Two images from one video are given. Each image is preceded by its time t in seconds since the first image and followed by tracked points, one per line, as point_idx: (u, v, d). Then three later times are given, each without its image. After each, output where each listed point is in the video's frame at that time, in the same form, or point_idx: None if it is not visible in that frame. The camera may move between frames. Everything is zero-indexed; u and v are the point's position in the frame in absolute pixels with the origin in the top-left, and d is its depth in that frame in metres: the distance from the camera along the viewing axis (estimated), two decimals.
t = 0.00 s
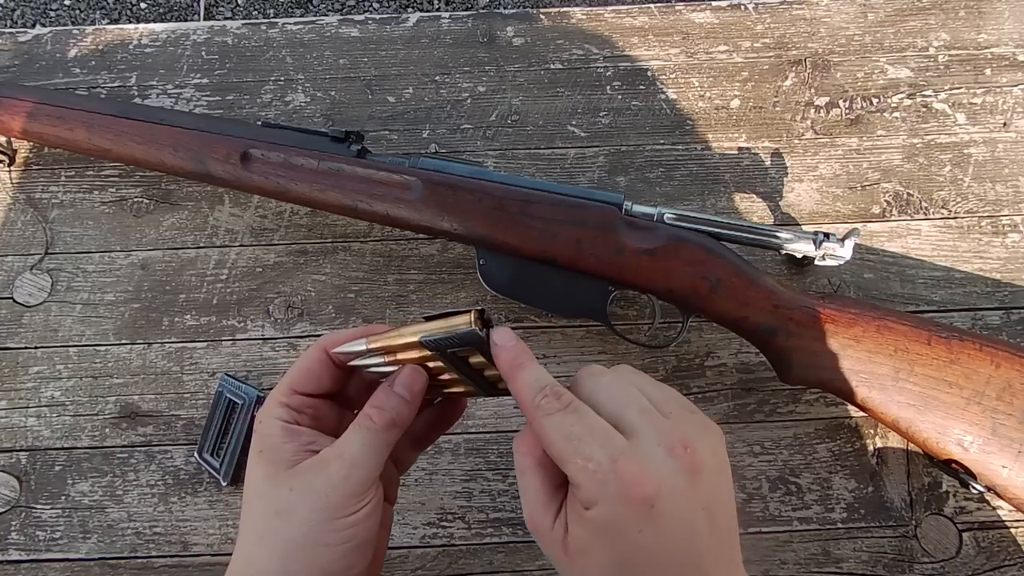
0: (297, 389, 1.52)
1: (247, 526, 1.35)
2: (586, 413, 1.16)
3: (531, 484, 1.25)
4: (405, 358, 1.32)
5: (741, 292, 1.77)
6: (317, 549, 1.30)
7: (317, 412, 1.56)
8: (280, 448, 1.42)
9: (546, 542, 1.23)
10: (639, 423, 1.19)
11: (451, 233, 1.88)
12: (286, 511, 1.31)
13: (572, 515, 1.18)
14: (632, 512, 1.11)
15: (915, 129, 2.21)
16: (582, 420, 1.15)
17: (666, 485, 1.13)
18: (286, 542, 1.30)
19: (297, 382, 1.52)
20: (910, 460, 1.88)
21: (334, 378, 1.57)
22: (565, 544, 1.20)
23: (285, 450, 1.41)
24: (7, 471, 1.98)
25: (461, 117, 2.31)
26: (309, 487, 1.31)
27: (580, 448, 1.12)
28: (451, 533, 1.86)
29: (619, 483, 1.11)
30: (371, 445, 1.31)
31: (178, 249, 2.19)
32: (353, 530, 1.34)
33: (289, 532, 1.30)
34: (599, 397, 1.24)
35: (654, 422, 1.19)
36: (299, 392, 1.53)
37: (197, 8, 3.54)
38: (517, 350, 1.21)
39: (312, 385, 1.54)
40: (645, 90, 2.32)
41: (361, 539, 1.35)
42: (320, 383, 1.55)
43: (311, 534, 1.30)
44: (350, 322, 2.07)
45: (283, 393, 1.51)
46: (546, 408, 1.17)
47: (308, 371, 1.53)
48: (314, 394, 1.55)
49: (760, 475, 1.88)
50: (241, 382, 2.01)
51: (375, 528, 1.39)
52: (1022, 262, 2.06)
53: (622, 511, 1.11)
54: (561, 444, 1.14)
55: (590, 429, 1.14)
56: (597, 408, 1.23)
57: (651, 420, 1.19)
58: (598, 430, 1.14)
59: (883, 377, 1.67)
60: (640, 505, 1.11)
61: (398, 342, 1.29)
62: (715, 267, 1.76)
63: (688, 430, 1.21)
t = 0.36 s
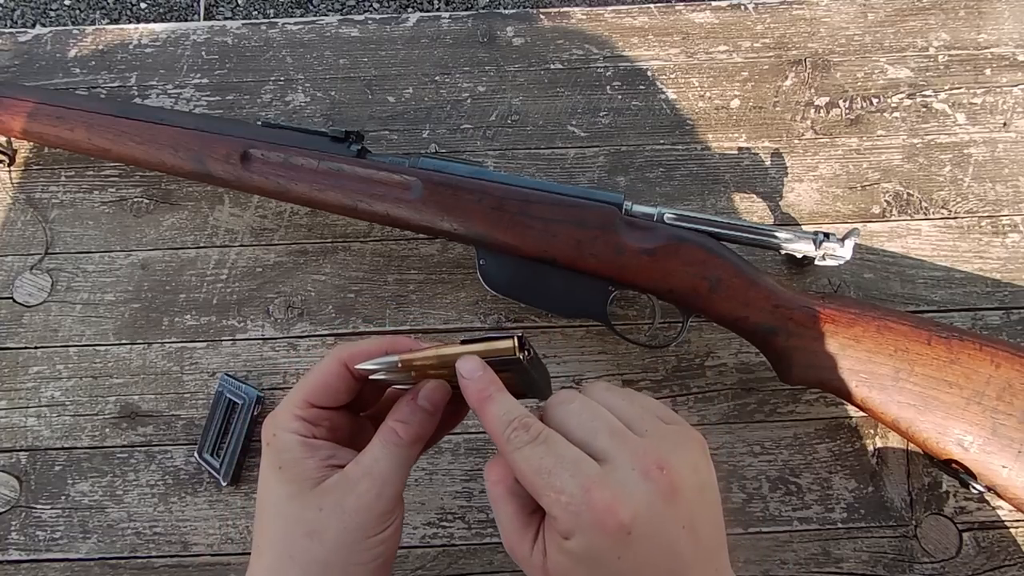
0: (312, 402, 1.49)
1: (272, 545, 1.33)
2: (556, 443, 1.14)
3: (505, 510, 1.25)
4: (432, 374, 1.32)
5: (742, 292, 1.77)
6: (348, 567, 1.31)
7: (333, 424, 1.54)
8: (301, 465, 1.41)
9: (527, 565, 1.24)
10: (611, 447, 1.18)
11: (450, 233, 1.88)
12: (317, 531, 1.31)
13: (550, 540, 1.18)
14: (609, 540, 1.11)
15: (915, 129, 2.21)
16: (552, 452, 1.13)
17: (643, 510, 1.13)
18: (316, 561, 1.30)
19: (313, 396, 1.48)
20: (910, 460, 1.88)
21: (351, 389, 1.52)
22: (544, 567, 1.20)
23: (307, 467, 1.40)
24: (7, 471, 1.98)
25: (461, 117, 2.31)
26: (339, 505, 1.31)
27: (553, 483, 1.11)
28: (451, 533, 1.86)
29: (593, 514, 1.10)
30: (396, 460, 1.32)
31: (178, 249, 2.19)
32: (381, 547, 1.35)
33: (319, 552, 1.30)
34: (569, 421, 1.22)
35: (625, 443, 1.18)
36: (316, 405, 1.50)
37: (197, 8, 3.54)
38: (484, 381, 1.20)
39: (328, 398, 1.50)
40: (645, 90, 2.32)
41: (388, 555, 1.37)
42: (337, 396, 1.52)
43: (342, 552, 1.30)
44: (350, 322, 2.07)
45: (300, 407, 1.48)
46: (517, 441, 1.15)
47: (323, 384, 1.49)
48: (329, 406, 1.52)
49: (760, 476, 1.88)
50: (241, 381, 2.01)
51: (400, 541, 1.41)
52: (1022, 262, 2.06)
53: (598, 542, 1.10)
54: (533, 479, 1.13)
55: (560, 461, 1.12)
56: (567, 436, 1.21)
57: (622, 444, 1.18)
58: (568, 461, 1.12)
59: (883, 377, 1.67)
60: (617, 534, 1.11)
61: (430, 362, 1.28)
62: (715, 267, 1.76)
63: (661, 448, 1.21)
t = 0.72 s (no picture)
0: (288, 395, 1.48)
1: (250, 538, 1.32)
2: (603, 414, 1.16)
3: (544, 485, 1.23)
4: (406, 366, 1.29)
5: (742, 292, 1.77)
6: (327, 557, 1.30)
7: (311, 417, 1.52)
8: (278, 458, 1.39)
9: (563, 540, 1.21)
10: (656, 423, 1.19)
11: (451, 233, 1.88)
12: (295, 521, 1.30)
13: (591, 513, 1.17)
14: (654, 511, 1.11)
15: (915, 129, 2.21)
16: (599, 422, 1.15)
17: (688, 483, 1.14)
18: (296, 552, 1.29)
19: (289, 389, 1.48)
20: (910, 460, 1.88)
21: (328, 381, 1.52)
22: (584, 540, 1.18)
23: (283, 459, 1.38)
24: (7, 471, 1.98)
25: (461, 117, 2.31)
26: (317, 495, 1.30)
27: (600, 452, 1.12)
28: (451, 533, 1.86)
29: (641, 482, 1.11)
30: (375, 448, 1.33)
31: (178, 249, 2.19)
32: (362, 536, 1.34)
33: (299, 542, 1.29)
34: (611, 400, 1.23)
35: (670, 420, 1.20)
36: (292, 398, 1.48)
37: (197, 8, 3.54)
38: (531, 358, 1.22)
39: (305, 391, 1.50)
40: (645, 90, 2.32)
41: (369, 544, 1.36)
42: (314, 388, 1.51)
43: (322, 541, 1.29)
44: (350, 322, 2.07)
45: (276, 399, 1.47)
46: (563, 412, 1.16)
47: (300, 376, 1.48)
48: (306, 399, 1.51)
49: (760, 476, 1.88)
50: (241, 382, 2.00)
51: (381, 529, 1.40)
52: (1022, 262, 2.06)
53: (645, 511, 1.11)
54: (578, 448, 1.13)
55: (607, 430, 1.14)
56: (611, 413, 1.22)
57: (668, 420, 1.20)
58: (615, 430, 1.14)
59: (883, 377, 1.67)
60: (663, 504, 1.12)
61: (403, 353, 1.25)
62: (715, 267, 1.76)
63: (705, 428, 1.22)
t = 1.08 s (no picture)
0: (305, 403, 1.46)
1: (270, 552, 1.31)
2: (567, 440, 1.15)
3: (511, 511, 1.24)
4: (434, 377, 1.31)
5: (742, 292, 1.77)
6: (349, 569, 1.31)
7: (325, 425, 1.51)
8: (295, 468, 1.38)
9: (535, 563, 1.24)
10: (620, 445, 1.19)
11: (450, 233, 1.88)
12: (318, 534, 1.29)
13: (558, 537, 1.19)
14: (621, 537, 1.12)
15: (915, 129, 2.21)
16: (563, 449, 1.14)
17: (654, 507, 1.14)
18: (319, 566, 1.29)
19: (306, 397, 1.46)
20: (910, 460, 1.88)
21: (344, 390, 1.51)
22: (554, 565, 1.21)
23: (303, 470, 1.38)
24: (7, 471, 1.98)
25: (461, 117, 2.31)
26: (341, 508, 1.30)
27: (564, 483, 1.12)
28: (451, 533, 1.86)
29: (605, 510, 1.11)
30: (397, 461, 1.33)
31: (178, 249, 2.19)
32: (382, 548, 1.35)
33: (322, 556, 1.29)
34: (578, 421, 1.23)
35: (635, 442, 1.20)
36: (309, 406, 1.47)
37: (197, 8, 3.54)
38: (494, 378, 1.20)
39: (321, 399, 1.48)
40: (645, 90, 2.32)
41: (388, 555, 1.37)
42: (331, 396, 1.49)
43: (345, 555, 1.30)
44: (350, 323, 2.07)
45: (293, 407, 1.45)
46: (527, 440, 1.16)
47: (316, 384, 1.46)
48: (321, 408, 1.49)
49: (759, 476, 1.88)
50: (241, 382, 2.01)
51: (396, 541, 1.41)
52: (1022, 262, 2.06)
53: (611, 539, 1.12)
54: (543, 478, 1.14)
55: (571, 458, 1.14)
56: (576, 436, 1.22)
57: (633, 442, 1.20)
58: (579, 458, 1.13)
59: (883, 377, 1.67)
60: (630, 530, 1.12)
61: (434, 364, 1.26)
62: (715, 267, 1.76)
63: (671, 447, 1.22)
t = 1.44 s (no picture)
0: (303, 406, 1.47)
1: (268, 549, 1.31)
2: (595, 422, 1.18)
3: (534, 495, 1.24)
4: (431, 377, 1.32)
5: (742, 292, 1.77)
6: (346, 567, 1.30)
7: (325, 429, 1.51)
8: (294, 468, 1.38)
9: (555, 550, 1.23)
10: (645, 431, 1.22)
11: (451, 233, 1.88)
12: (313, 532, 1.29)
13: (582, 519, 1.20)
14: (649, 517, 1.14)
15: (915, 129, 2.21)
16: (592, 430, 1.16)
17: (680, 489, 1.17)
18: (314, 563, 1.28)
19: (305, 399, 1.47)
20: (910, 460, 1.88)
21: (344, 395, 1.52)
22: (576, 549, 1.20)
23: (300, 470, 1.38)
24: (7, 471, 1.98)
25: (461, 117, 2.31)
26: (337, 506, 1.30)
27: (593, 461, 1.14)
28: (451, 533, 1.86)
29: (636, 488, 1.13)
30: (394, 461, 1.32)
31: (178, 249, 2.19)
32: (381, 547, 1.33)
33: (318, 554, 1.28)
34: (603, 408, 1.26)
35: (660, 428, 1.23)
36: (307, 408, 1.48)
37: (197, 8, 3.54)
38: (523, 363, 1.19)
39: (321, 402, 1.49)
40: (645, 90, 2.32)
41: (388, 554, 1.36)
42: (331, 400, 1.50)
43: (340, 552, 1.29)
44: (350, 322, 2.07)
45: (290, 409, 1.46)
46: (556, 420, 1.17)
47: (314, 387, 1.48)
48: (321, 412, 1.50)
49: (760, 476, 1.88)
50: (241, 382, 2.02)
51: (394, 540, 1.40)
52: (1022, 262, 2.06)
53: (638, 517, 1.14)
54: (573, 456, 1.15)
55: (600, 438, 1.16)
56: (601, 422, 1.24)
57: (657, 428, 1.23)
58: (609, 439, 1.16)
59: (883, 377, 1.67)
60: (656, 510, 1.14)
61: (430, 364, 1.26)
62: (715, 267, 1.76)
63: (692, 433, 1.26)
